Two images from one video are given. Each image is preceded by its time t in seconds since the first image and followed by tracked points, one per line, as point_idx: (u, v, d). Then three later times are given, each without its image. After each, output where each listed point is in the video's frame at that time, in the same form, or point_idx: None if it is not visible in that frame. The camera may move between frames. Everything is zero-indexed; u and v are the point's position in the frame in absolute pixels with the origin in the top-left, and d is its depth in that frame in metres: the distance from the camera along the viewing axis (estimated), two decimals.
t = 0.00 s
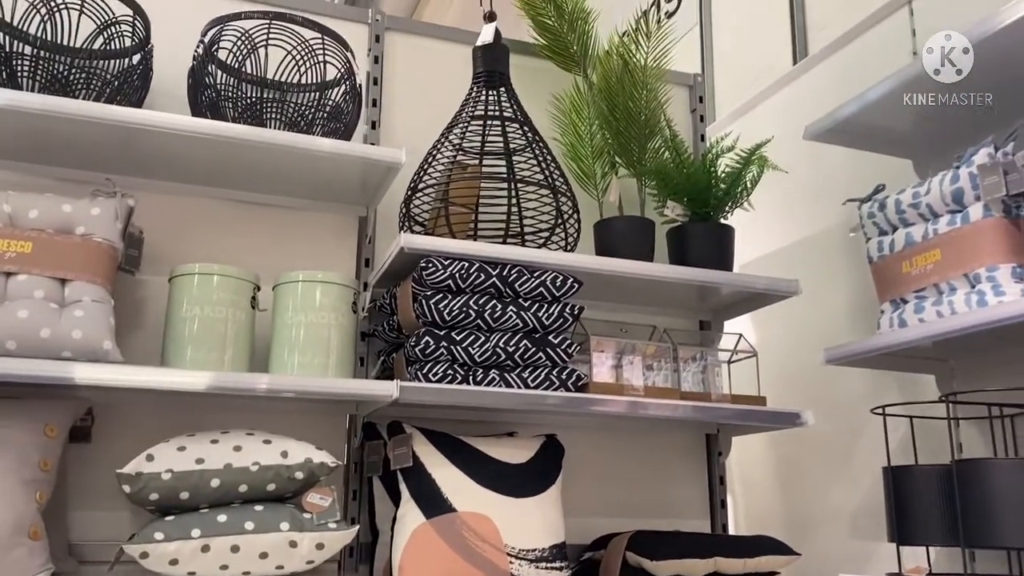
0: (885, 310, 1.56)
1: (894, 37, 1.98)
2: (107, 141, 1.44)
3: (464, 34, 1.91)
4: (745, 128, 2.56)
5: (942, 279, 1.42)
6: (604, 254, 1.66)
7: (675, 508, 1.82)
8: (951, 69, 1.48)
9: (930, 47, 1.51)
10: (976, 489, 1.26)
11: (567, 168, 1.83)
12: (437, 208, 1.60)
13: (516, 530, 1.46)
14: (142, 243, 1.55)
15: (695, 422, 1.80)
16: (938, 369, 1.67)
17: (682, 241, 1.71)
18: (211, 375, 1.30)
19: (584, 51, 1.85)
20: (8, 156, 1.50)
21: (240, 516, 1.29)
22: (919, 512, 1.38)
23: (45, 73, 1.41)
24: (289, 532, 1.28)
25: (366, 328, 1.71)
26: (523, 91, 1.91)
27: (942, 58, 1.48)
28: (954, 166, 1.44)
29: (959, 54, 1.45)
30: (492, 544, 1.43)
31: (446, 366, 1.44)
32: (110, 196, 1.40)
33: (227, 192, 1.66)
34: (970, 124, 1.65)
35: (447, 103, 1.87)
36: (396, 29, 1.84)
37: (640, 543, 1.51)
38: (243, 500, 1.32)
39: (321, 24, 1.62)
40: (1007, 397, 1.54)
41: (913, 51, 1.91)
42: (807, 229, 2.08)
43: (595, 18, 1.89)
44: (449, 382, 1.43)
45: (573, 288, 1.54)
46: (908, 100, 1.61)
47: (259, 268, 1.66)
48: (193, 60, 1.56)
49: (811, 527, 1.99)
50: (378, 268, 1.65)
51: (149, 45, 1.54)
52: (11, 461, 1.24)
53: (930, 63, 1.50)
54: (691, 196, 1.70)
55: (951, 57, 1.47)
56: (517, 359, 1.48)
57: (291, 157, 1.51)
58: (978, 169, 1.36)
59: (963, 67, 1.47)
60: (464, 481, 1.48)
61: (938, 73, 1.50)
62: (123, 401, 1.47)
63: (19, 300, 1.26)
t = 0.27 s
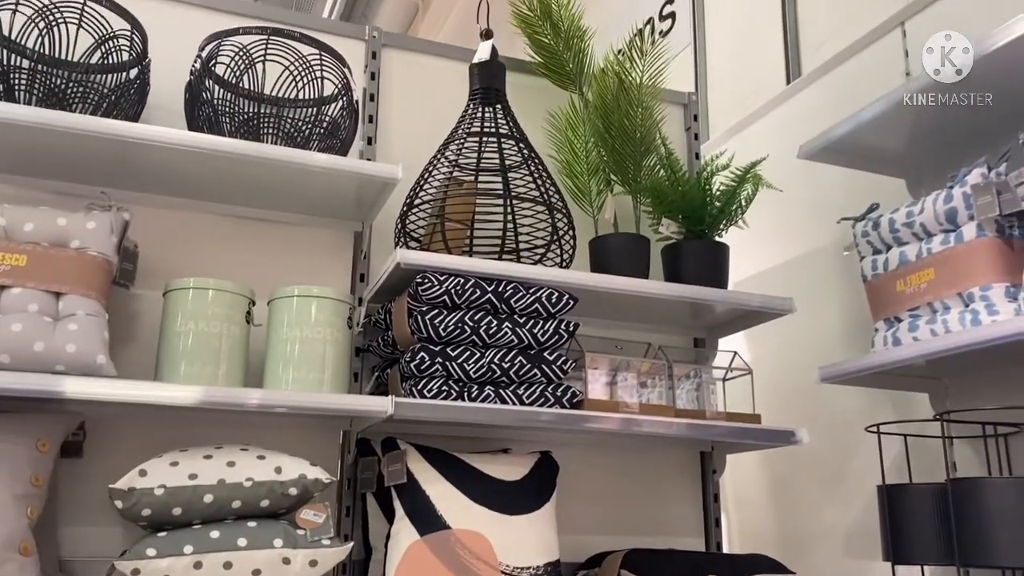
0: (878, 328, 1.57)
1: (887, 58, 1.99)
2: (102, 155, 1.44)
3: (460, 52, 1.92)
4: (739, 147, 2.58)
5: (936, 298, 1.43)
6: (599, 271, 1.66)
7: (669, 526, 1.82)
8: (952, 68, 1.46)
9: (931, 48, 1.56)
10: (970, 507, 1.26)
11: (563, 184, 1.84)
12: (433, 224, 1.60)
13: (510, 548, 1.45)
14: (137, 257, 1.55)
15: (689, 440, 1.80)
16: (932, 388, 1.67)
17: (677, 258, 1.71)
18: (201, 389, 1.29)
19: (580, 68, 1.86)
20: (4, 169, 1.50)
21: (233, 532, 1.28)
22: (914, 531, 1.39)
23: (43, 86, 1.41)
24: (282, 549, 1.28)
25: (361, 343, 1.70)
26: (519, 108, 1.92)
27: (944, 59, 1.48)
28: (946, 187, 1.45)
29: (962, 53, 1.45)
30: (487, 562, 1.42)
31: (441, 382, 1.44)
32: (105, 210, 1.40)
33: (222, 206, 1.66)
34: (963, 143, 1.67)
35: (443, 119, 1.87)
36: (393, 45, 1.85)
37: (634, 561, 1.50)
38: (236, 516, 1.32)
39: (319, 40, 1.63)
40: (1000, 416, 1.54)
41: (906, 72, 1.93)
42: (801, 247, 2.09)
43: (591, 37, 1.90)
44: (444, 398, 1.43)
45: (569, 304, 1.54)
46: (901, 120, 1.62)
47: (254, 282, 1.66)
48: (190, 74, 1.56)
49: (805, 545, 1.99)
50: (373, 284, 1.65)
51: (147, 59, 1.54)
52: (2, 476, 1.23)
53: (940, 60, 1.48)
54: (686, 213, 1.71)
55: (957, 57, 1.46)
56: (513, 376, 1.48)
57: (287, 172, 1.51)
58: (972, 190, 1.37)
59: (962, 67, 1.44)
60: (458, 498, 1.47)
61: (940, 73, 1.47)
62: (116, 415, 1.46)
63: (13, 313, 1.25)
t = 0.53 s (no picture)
0: (877, 348, 1.57)
1: (884, 81, 2.01)
2: (101, 169, 1.44)
3: (460, 70, 1.93)
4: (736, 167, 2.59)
5: (936, 318, 1.43)
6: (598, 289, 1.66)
7: (667, 547, 1.80)
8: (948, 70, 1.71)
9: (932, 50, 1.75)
10: (971, 529, 1.25)
11: (562, 202, 1.84)
12: (432, 240, 1.60)
13: (508, 568, 1.44)
14: (135, 272, 1.54)
15: (687, 460, 1.79)
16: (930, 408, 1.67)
17: (675, 277, 1.71)
18: (196, 405, 1.28)
19: (580, 87, 1.86)
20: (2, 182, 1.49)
21: (228, 551, 1.26)
22: (915, 553, 1.38)
23: (43, 100, 1.41)
24: (278, 568, 1.26)
25: (358, 360, 1.70)
26: (518, 126, 1.92)
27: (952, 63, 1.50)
28: (946, 207, 1.45)
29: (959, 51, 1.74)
30: None
31: (440, 400, 1.43)
32: (104, 224, 1.39)
33: (221, 221, 1.65)
34: (960, 165, 1.68)
35: (443, 136, 1.87)
36: (394, 63, 1.85)
37: None
38: (232, 534, 1.30)
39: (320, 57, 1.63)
40: (998, 438, 1.54)
41: (904, 94, 1.94)
42: (799, 267, 2.09)
43: (591, 56, 1.91)
44: (442, 416, 1.42)
45: (568, 322, 1.53)
46: (901, 142, 1.63)
47: (252, 298, 1.65)
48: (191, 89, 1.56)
49: (803, 567, 1.97)
50: (372, 300, 1.65)
51: (148, 74, 1.54)
52: None
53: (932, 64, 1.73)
54: (684, 232, 1.71)
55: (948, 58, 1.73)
56: (512, 394, 1.47)
57: (286, 187, 1.50)
58: (971, 210, 1.37)
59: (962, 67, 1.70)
60: (456, 517, 1.46)
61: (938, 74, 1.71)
62: (111, 431, 1.44)
63: (9, 327, 1.24)
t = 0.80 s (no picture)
0: (870, 373, 1.56)
1: (874, 107, 2.02)
2: (90, 181, 1.42)
3: (454, 88, 1.92)
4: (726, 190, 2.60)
5: (930, 342, 1.43)
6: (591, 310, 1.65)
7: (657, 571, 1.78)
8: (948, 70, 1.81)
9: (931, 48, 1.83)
10: (965, 555, 1.25)
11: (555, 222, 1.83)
12: (425, 258, 1.58)
13: None
14: (122, 286, 1.52)
15: (678, 483, 1.78)
16: (921, 433, 1.66)
17: (668, 298, 1.70)
18: (174, 421, 1.25)
19: (573, 108, 1.86)
20: None
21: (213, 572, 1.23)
22: None
23: (32, 111, 1.39)
24: None
25: (348, 378, 1.67)
26: (511, 146, 1.92)
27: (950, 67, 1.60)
28: (939, 232, 1.45)
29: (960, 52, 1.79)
30: None
31: (432, 420, 1.41)
32: (92, 237, 1.37)
33: (210, 236, 1.63)
34: (952, 190, 1.68)
35: (435, 154, 1.86)
36: (387, 80, 1.85)
37: None
38: (218, 555, 1.27)
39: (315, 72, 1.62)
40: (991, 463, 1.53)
41: (894, 120, 1.95)
42: (789, 290, 2.09)
43: (585, 77, 1.91)
44: (434, 437, 1.40)
45: (562, 342, 1.52)
46: (892, 167, 1.64)
47: (240, 314, 1.63)
48: (183, 103, 1.54)
49: None
50: (362, 318, 1.63)
51: (140, 86, 1.52)
52: None
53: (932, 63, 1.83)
54: (677, 254, 1.71)
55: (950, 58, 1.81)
56: (504, 414, 1.45)
57: (278, 202, 1.49)
58: (965, 235, 1.38)
59: (959, 68, 1.80)
60: (447, 539, 1.44)
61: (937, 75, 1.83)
62: (95, 448, 1.41)
63: None
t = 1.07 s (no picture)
0: (846, 397, 1.55)
1: (848, 136, 2.05)
2: (59, 184, 1.37)
3: (433, 104, 1.91)
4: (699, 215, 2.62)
5: (906, 368, 1.42)
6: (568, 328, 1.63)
7: None
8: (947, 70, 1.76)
9: (931, 49, 1.79)
10: None
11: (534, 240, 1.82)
12: (402, 272, 1.56)
13: None
14: (89, 294, 1.47)
15: (651, 506, 1.76)
16: (894, 459, 1.66)
17: (645, 319, 1.70)
18: (131, 432, 1.20)
19: (553, 127, 1.86)
20: None
21: None
22: None
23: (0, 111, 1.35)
24: None
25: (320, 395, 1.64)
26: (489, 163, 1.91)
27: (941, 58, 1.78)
28: (916, 258, 1.46)
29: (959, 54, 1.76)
30: None
31: (407, 438, 1.38)
32: (59, 242, 1.32)
33: (181, 245, 1.59)
34: (926, 219, 1.70)
35: (413, 169, 1.85)
36: (366, 93, 1.83)
37: None
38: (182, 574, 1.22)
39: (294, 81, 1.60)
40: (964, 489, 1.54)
41: (868, 148, 1.97)
42: (763, 315, 2.10)
43: (565, 96, 1.91)
44: (409, 455, 1.37)
45: (540, 360, 1.50)
46: (868, 194, 1.65)
47: (210, 326, 1.58)
48: (158, 108, 1.50)
49: None
50: (336, 332, 1.59)
51: (114, 90, 1.48)
52: None
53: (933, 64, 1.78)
54: (655, 275, 1.70)
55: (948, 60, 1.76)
56: (480, 433, 1.43)
57: (253, 211, 1.45)
58: (942, 261, 1.38)
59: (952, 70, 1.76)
60: (418, 561, 1.40)
61: (937, 75, 1.78)
62: (56, 461, 1.36)
63: None
